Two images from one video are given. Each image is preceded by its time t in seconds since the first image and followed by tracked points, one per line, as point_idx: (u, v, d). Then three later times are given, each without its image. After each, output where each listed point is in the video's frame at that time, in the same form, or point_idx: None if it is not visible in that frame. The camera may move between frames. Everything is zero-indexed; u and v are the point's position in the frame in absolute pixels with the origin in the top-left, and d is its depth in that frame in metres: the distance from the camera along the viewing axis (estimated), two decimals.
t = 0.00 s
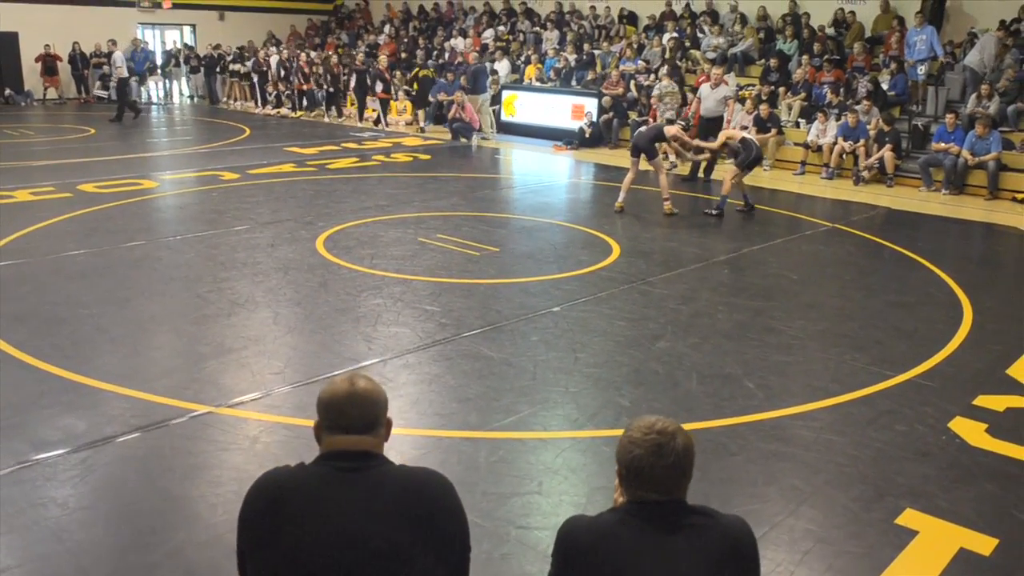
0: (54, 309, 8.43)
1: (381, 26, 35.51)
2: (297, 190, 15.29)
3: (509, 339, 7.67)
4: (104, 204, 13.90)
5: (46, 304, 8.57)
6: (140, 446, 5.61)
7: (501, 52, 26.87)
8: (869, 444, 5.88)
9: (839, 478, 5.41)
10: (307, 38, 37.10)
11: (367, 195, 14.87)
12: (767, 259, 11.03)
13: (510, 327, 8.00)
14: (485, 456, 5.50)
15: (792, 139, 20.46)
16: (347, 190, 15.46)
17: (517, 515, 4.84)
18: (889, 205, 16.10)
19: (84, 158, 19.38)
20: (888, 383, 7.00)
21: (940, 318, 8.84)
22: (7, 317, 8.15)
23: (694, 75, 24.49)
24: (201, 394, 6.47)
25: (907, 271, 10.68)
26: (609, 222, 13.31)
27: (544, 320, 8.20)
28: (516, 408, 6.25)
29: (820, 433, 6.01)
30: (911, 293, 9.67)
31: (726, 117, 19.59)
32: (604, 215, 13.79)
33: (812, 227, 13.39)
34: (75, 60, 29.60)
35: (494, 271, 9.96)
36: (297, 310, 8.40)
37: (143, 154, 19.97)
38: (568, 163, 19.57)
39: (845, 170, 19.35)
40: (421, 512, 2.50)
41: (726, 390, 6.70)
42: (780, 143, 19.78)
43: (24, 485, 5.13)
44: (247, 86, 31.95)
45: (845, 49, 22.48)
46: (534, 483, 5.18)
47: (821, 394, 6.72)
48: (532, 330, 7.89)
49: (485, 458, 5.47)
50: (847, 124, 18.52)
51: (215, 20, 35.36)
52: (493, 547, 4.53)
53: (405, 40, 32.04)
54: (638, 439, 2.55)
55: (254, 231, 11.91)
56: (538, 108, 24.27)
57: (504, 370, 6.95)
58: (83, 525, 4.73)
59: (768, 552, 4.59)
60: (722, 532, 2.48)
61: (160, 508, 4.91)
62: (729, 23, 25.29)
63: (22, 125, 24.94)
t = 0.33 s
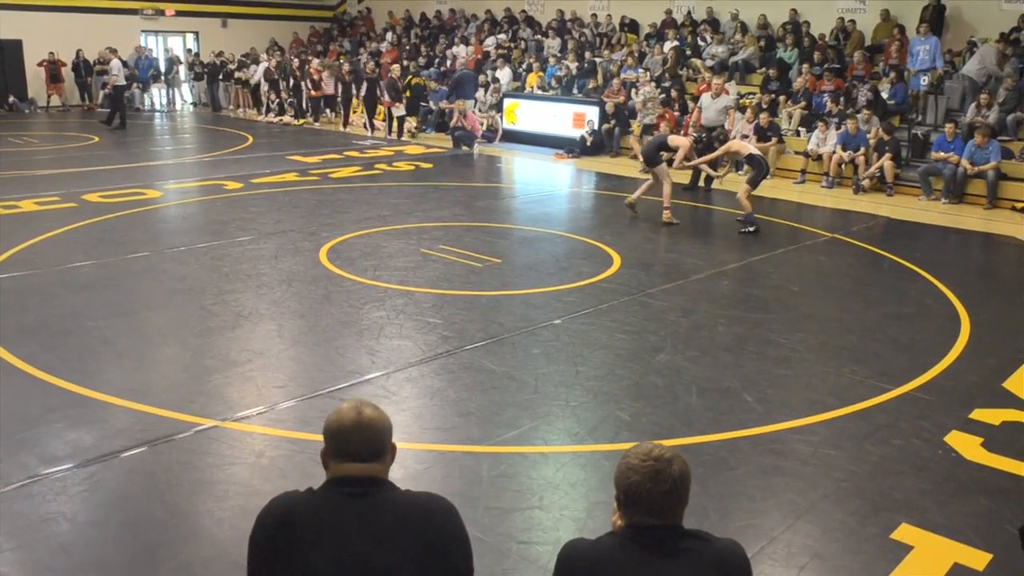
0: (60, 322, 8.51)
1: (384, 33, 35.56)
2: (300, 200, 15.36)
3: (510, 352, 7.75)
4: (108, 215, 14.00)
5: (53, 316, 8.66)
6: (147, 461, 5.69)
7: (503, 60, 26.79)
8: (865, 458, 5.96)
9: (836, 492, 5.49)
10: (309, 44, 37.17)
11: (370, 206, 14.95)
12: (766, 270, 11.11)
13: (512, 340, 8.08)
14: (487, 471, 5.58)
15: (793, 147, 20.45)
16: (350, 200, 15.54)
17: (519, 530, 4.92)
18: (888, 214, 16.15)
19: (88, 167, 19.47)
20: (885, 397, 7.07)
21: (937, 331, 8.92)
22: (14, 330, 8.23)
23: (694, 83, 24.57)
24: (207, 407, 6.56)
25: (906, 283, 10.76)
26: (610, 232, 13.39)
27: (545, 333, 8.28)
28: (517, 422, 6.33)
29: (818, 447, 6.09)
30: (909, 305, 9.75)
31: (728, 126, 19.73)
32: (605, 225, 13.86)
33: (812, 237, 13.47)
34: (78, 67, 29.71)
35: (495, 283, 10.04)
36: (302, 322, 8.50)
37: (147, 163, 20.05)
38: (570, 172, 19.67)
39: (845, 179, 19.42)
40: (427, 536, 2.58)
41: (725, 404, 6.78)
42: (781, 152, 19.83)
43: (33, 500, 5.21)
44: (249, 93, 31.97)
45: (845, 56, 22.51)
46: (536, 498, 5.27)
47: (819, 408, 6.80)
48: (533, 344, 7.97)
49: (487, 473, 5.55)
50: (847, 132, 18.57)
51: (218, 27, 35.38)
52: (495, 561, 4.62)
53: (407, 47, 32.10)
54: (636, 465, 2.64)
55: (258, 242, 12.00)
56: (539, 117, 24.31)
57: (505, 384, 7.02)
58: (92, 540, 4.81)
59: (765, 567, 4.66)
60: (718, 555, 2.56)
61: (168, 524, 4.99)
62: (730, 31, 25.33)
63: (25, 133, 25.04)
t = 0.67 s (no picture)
0: (69, 333, 8.62)
1: (388, 40, 35.67)
2: (305, 209, 15.48)
3: (513, 364, 7.83)
4: (115, 224, 14.12)
5: (61, 327, 8.76)
6: (156, 474, 5.78)
7: (506, 67, 26.82)
8: (865, 471, 6.02)
9: (836, 505, 5.55)
10: (313, 51, 37.30)
11: (376, 215, 15.06)
12: (768, 280, 11.19)
13: (515, 351, 8.16)
14: (491, 484, 5.66)
15: (794, 156, 20.54)
16: (355, 209, 15.63)
17: (523, 544, 4.99)
18: (891, 223, 16.19)
19: (94, 176, 19.60)
20: (885, 409, 7.14)
21: (937, 342, 8.98)
22: (23, 341, 8.34)
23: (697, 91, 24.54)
24: (214, 420, 6.64)
25: (907, 294, 10.82)
26: (613, 241, 13.47)
27: (548, 345, 8.36)
28: (521, 434, 6.41)
29: (818, 459, 6.16)
30: (910, 316, 9.81)
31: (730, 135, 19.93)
32: (608, 234, 13.94)
33: (814, 247, 13.54)
34: (85, 75, 29.92)
35: (499, 294, 10.13)
36: (307, 334, 8.59)
37: (152, 172, 20.19)
38: (574, 180, 19.78)
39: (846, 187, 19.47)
40: (434, 558, 2.65)
41: (726, 416, 6.85)
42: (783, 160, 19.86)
43: (45, 512, 5.30)
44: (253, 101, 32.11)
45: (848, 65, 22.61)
46: (539, 511, 5.34)
47: (819, 420, 6.87)
48: (536, 355, 8.04)
49: (491, 486, 5.63)
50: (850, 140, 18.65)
51: (222, 34, 35.56)
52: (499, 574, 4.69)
53: (411, 55, 32.21)
54: (636, 486, 2.71)
55: (263, 252, 12.11)
56: (542, 125, 24.41)
57: (507, 396, 7.10)
58: (103, 553, 4.89)
59: None
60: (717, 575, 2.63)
61: (178, 537, 5.06)
62: (732, 40, 25.42)
63: (31, 141, 25.20)
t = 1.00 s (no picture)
0: (77, 343, 8.72)
1: (392, 48, 35.81)
2: (311, 219, 15.58)
3: (518, 375, 7.90)
4: (122, 234, 14.23)
5: (70, 338, 8.86)
6: (165, 486, 5.85)
7: (510, 75, 27.00)
8: (867, 483, 6.08)
9: (837, 517, 5.61)
10: (318, 59, 37.47)
11: (381, 225, 15.14)
12: (770, 290, 11.25)
13: (519, 363, 8.22)
14: (496, 496, 5.72)
15: (799, 164, 20.44)
16: (360, 219, 15.72)
17: (528, 556, 5.05)
18: (894, 232, 16.22)
19: (101, 184, 19.73)
20: (887, 421, 7.18)
21: (939, 353, 9.02)
22: (33, 352, 8.43)
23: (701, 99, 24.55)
24: (222, 431, 6.72)
25: (909, 304, 10.87)
26: (617, 251, 13.55)
27: (551, 356, 8.43)
28: (526, 446, 6.47)
29: (819, 472, 6.22)
30: (912, 326, 9.86)
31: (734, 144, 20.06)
32: (612, 244, 14.01)
33: (817, 257, 13.59)
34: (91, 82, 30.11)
35: (504, 304, 10.20)
36: (314, 345, 8.66)
37: (159, 180, 20.32)
38: (578, 189, 19.88)
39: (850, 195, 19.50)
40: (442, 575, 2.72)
41: (729, 428, 6.91)
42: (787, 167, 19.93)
43: (57, 524, 5.38)
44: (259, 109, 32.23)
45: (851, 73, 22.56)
46: (544, 522, 5.41)
47: (821, 432, 6.92)
48: (540, 367, 8.11)
49: (496, 498, 5.70)
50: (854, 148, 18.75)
51: (227, 43, 35.75)
52: None
53: (415, 63, 32.34)
54: (640, 505, 2.78)
55: (270, 262, 12.20)
56: (546, 133, 24.45)
57: (511, 408, 7.16)
58: (114, 564, 4.97)
59: None
60: None
61: (187, 549, 5.14)
62: (736, 48, 25.35)
63: (38, 149, 25.35)
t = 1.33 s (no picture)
0: (83, 350, 8.78)
1: (395, 52, 35.90)
2: (314, 224, 15.65)
3: (519, 381, 7.96)
4: (127, 239, 14.31)
5: (76, 345, 8.92)
6: (171, 492, 5.91)
7: (512, 80, 27.08)
8: (867, 490, 6.12)
9: (837, 524, 5.65)
10: (321, 64, 37.56)
11: (384, 230, 15.21)
12: (771, 296, 11.30)
13: (521, 369, 8.27)
14: (499, 503, 5.78)
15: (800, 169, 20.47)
16: (363, 224, 15.79)
17: (529, 562, 5.11)
18: (894, 236, 16.27)
19: (106, 189, 19.82)
20: (887, 427, 7.23)
21: (939, 359, 9.06)
22: (40, 358, 8.49)
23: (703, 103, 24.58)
24: (227, 438, 6.78)
25: (909, 310, 10.91)
26: (619, 256, 13.61)
27: (553, 362, 8.48)
28: (528, 452, 6.53)
29: (820, 478, 6.26)
30: (912, 333, 9.90)
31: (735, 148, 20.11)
32: (614, 249, 14.07)
33: (818, 262, 13.65)
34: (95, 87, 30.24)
35: (506, 310, 10.25)
36: (317, 351, 8.72)
37: (162, 185, 20.41)
38: (579, 193, 19.97)
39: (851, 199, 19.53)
40: None
41: (730, 435, 6.96)
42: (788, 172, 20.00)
43: (65, 531, 5.44)
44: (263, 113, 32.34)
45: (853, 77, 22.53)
46: (546, 529, 5.46)
47: (821, 438, 6.97)
48: (542, 373, 8.16)
49: (498, 505, 5.75)
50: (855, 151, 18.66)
51: (231, 47, 35.86)
52: None
53: (418, 67, 32.45)
54: (642, 516, 2.83)
55: (273, 268, 12.28)
56: (548, 137, 24.51)
57: (514, 415, 7.21)
58: (121, 570, 5.03)
59: None
60: None
61: (193, 555, 5.19)
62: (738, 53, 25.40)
63: (43, 153, 25.45)
